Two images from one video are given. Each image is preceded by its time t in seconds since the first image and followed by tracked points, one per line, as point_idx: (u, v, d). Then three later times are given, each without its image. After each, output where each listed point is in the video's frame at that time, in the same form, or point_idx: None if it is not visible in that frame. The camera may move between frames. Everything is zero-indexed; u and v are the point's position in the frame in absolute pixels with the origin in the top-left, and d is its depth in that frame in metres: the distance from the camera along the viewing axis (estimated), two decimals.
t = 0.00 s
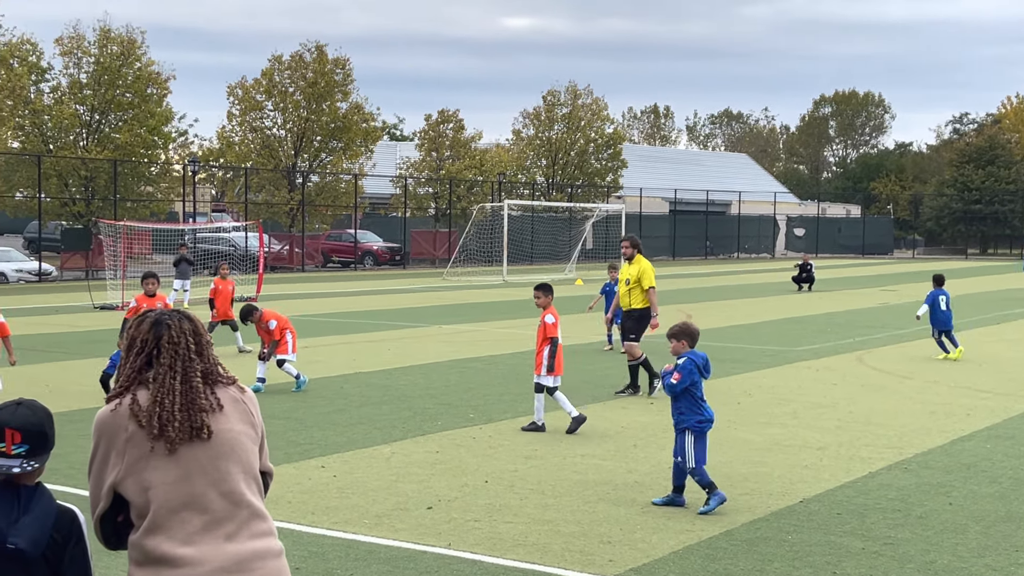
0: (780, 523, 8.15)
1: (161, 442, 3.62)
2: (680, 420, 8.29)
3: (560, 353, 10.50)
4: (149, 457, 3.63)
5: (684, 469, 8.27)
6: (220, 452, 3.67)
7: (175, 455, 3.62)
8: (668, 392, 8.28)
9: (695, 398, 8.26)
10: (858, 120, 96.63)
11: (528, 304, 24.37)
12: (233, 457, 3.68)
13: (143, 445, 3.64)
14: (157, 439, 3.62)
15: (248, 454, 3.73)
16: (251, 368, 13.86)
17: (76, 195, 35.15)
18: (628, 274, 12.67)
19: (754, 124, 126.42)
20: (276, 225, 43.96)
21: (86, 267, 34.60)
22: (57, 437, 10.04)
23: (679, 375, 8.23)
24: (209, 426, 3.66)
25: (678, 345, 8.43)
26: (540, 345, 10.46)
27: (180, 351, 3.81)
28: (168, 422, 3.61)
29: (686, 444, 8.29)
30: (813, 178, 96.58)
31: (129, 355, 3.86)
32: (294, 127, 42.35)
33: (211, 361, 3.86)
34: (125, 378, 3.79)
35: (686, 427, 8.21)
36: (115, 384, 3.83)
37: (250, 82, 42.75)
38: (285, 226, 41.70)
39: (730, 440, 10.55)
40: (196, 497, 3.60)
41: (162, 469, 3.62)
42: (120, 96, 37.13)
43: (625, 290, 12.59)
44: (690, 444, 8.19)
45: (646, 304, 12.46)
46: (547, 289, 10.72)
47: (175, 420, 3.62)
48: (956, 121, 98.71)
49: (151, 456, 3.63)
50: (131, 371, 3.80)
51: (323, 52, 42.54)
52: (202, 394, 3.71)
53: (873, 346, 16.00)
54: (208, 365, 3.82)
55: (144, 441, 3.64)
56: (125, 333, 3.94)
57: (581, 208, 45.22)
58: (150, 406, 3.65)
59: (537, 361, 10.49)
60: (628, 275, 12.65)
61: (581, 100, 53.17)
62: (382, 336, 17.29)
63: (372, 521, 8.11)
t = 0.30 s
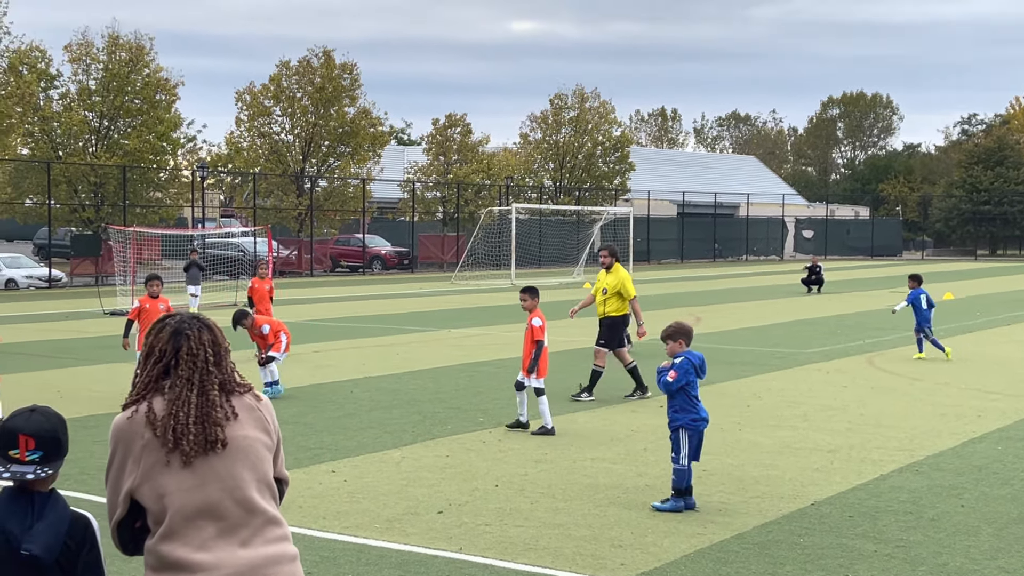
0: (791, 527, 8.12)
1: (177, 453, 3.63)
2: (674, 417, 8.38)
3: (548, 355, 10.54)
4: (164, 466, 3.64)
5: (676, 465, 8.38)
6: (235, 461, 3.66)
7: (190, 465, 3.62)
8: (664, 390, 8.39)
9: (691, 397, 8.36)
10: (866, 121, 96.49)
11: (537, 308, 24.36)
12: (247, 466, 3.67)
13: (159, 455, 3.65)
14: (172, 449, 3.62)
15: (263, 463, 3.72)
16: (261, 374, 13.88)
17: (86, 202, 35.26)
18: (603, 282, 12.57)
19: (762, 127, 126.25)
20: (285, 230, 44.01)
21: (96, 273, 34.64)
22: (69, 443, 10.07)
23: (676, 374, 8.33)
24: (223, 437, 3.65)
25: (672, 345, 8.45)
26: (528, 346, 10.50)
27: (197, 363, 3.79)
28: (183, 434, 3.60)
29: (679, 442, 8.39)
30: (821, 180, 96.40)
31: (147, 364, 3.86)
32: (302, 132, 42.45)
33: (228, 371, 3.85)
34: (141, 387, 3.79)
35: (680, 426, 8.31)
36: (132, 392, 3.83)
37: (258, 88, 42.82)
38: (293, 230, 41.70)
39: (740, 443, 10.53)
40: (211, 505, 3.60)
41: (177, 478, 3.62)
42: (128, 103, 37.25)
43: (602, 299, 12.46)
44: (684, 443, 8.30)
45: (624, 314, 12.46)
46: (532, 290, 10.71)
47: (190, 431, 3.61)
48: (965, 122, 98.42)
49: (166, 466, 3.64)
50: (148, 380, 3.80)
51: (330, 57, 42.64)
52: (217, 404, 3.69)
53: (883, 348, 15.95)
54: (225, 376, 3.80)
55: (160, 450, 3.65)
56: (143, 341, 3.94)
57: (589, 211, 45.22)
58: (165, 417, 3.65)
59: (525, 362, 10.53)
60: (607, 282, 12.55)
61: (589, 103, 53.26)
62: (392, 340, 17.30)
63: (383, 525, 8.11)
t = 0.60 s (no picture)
0: (797, 529, 8.11)
1: (183, 461, 3.62)
2: (675, 422, 8.38)
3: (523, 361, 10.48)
4: (170, 474, 3.63)
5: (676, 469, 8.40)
6: (242, 468, 3.64)
7: (197, 475, 3.61)
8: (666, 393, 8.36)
9: (691, 404, 8.33)
10: (870, 123, 96.43)
11: (542, 311, 24.35)
12: (254, 472, 3.66)
13: (165, 462, 3.63)
14: (178, 458, 3.61)
15: (270, 469, 3.70)
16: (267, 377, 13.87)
17: (90, 207, 35.26)
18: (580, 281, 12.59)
19: (767, 129, 126.16)
20: (290, 234, 44.02)
21: (101, 278, 34.61)
22: (75, 449, 10.06)
23: (675, 379, 8.27)
24: (230, 447, 3.62)
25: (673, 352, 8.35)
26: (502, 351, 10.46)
27: (206, 370, 3.77)
28: (189, 443, 3.58)
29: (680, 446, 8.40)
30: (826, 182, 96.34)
31: (157, 368, 3.84)
32: (307, 136, 42.49)
33: (237, 376, 3.82)
34: (150, 392, 3.77)
35: (681, 432, 8.31)
36: (141, 396, 3.82)
37: (262, 92, 42.85)
38: (298, 235, 41.69)
39: (746, 445, 10.52)
40: (217, 511, 3.59)
41: (184, 485, 3.61)
42: (133, 108, 37.32)
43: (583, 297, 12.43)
44: (684, 449, 8.30)
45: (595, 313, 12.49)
46: (508, 294, 10.70)
47: (197, 441, 3.59)
48: (970, 123, 98.32)
49: (172, 473, 3.63)
50: (158, 384, 3.78)
51: (335, 61, 42.68)
52: (225, 413, 3.67)
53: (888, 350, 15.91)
54: (234, 382, 3.77)
55: (166, 457, 3.64)
56: (154, 345, 3.92)
57: (595, 214, 45.27)
58: (173, 424, 3.63)
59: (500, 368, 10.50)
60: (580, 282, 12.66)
61: (593, 107, 53.36)
62: (396, 344, 17.29)
63: (389, 530, 8.11)
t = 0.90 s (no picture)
0: (802, 531, 8.10)
1: (188, 465, 3.61)
2: (683, 420, 8.39)
3: (505, 358, 10.61)
4: (175, 477, 3.63)
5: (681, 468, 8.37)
6: (247, 471, 3.63)
7: (202, 478, 3.60)
8: (676, 388, 8.37)
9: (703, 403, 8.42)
10: (874, 124, 96.38)
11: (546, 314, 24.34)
12: (259, 475, 3.65)
13: (170, 465, 3.63)
14: (183, 461, 3.60)
15: (276, 474, 3.68)
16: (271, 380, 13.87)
17: (94, 211, 35.25)
18: (567, 285, 12.64)
19: (770, 131, 126.21)
20: (294, 238, 43.99)
21: (105, 283, 34.58)
22: (79, 453, 10.06)
23: (697, 375, 8.34)
24: (235, 450, 3.61)
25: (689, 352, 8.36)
26: (484, 349, 10.55)
27: (211, 371, 3.76)
28: (195, 446, 3.58)
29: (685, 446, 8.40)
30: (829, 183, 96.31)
31: (162, 371, 3.84)
32: (310, 139, 42.43)
33: (243, 379, 3.81)
34: (156, 395, 3.77)
35: (692, 429, 8.33)
36: (147, 398, 3.82)
37: (266, 96, 42.84)
38: (302, 238, 41.70)
39: (750, 447, 10.52)
40: (221, 515, 3.58)
41: (188, 488, 3.61)
42: (137, 111, 37.32)
43: (582, 301, 12.57)
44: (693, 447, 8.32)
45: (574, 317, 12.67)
46: (484, 296, 10.87)
47: (202, 443, 3.58)
48: (973, 125, 98.26)
49: (177, 476, 3.63)
50: (163, 387, 3.78)
51: (338, 64, 42.67)
52: (230, 415, 3.66)
53: (892, 352, 15.89)
54: (239, 384, 3.76)
55: (171, 461, 3.63)
56: (160, 347, 3.92)
57: (599, 217, 45.24)
58: (179, 426, 3.63)
59: (481, 366, 10.60)
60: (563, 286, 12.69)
61: (597, 109, 53.35)
62: (401, 348, 17.28)
63: (394, 533, 8.11)
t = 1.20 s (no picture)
0: (808, 533, 8.09)
1: (194, 465, 3.61)
2: (692, 417, 8.40)
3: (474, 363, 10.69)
4: (182, 478, 3.62)
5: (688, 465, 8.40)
6: (253, 471, 3.63)
7: (208, 478, 3.60)
8: (686, 387, 8.37)
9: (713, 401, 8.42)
10: (879, 125, 96.30)
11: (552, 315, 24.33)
12: (264, 476, 3.64)
13: (177, 465, 3.63)
14: (190, 461, 3.60)
15: (281, 475, 3.68)
16: (276, 382, 13.87)
17: (100, 214, 35.34)
18: (555, 279, 12.93)
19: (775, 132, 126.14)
20: (299, 240, 44.06)
21: (111, 285, 34.66)
22: (85, 454, 10.08)
23: (706, 375, 8.35)
24: (241, 451, 3.61)
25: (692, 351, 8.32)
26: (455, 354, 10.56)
27: (217, 371, 3.76)
28: (201, 445, 3.57)
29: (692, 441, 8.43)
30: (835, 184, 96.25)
31: (168, 370, 3.83)
32: (316, 142, 42.50)
33: (248, 379, 3.80)
34: (162, 396, 3.76)
35: (702, 426, 8.35)
36: (154, 399, 3.81)
37: (271, 98, 42.94)
38: (307, 240, 41.77)
39: (756, 448, 10.50)
40: (227, 516, 3.58)
41: (195, 489, 3.61)
42: (142, 114, 37.39)
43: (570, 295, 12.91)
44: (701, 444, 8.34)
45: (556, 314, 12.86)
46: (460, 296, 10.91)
47: (208, 443, 3.58)
48: (979, 126, 98.14)
49: (184, 477, 3.62)
50: (169, 388, 3.77)
51: (343, 67, 42.71)
52: (236, 416, 3.65)
53: (898, 353, 15.87)
54: (245, 385, 3.76)
55: (178, 461, 3.63)
56: (165, 347, 3.91)
57: (604, 218, 45.25)
58: (186, 426, 3.63)
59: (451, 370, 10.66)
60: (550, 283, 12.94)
61: (602, 110, 53.42)
62: (406, 349, 17.29)
63: (400, 534, 8.10)
